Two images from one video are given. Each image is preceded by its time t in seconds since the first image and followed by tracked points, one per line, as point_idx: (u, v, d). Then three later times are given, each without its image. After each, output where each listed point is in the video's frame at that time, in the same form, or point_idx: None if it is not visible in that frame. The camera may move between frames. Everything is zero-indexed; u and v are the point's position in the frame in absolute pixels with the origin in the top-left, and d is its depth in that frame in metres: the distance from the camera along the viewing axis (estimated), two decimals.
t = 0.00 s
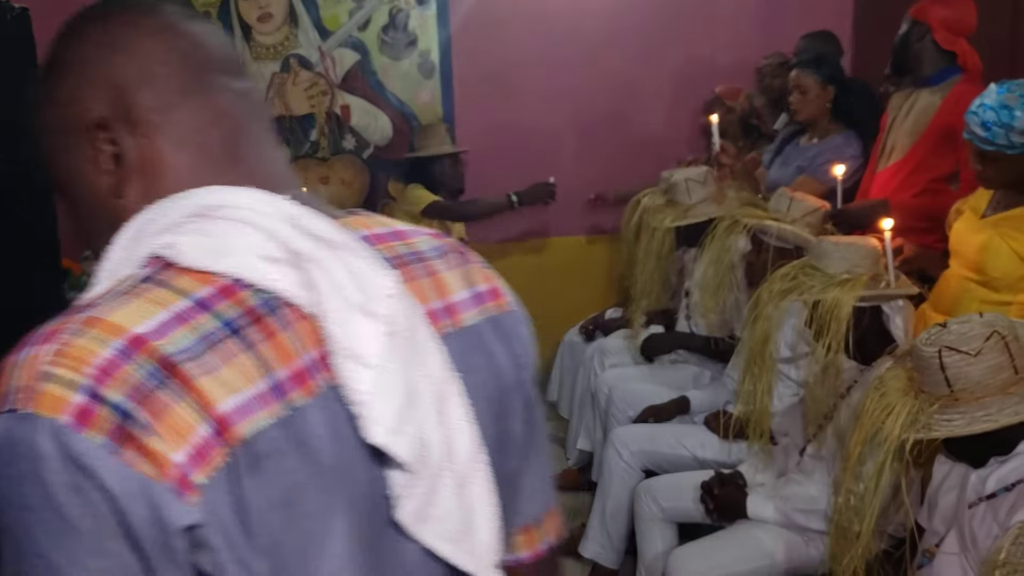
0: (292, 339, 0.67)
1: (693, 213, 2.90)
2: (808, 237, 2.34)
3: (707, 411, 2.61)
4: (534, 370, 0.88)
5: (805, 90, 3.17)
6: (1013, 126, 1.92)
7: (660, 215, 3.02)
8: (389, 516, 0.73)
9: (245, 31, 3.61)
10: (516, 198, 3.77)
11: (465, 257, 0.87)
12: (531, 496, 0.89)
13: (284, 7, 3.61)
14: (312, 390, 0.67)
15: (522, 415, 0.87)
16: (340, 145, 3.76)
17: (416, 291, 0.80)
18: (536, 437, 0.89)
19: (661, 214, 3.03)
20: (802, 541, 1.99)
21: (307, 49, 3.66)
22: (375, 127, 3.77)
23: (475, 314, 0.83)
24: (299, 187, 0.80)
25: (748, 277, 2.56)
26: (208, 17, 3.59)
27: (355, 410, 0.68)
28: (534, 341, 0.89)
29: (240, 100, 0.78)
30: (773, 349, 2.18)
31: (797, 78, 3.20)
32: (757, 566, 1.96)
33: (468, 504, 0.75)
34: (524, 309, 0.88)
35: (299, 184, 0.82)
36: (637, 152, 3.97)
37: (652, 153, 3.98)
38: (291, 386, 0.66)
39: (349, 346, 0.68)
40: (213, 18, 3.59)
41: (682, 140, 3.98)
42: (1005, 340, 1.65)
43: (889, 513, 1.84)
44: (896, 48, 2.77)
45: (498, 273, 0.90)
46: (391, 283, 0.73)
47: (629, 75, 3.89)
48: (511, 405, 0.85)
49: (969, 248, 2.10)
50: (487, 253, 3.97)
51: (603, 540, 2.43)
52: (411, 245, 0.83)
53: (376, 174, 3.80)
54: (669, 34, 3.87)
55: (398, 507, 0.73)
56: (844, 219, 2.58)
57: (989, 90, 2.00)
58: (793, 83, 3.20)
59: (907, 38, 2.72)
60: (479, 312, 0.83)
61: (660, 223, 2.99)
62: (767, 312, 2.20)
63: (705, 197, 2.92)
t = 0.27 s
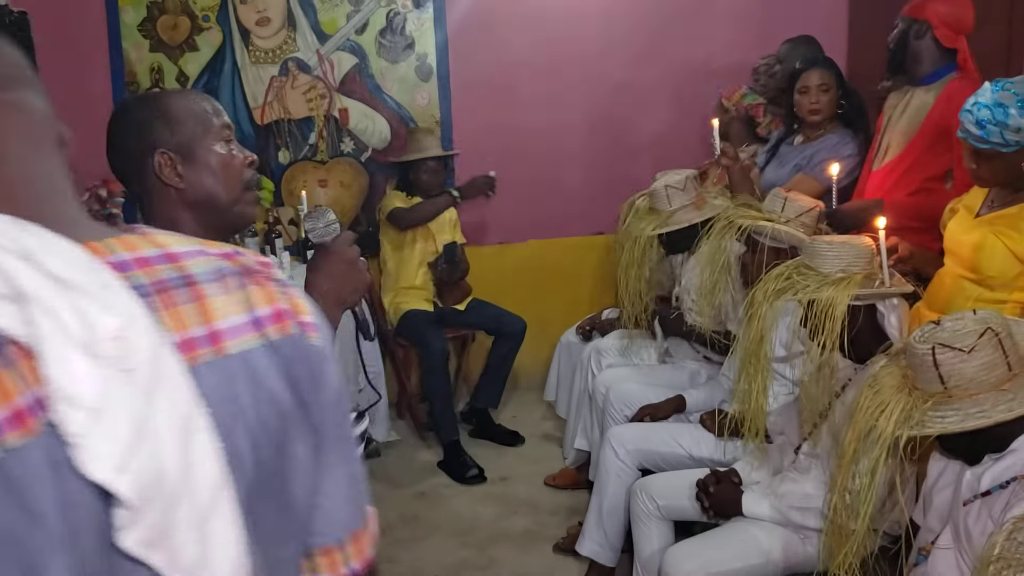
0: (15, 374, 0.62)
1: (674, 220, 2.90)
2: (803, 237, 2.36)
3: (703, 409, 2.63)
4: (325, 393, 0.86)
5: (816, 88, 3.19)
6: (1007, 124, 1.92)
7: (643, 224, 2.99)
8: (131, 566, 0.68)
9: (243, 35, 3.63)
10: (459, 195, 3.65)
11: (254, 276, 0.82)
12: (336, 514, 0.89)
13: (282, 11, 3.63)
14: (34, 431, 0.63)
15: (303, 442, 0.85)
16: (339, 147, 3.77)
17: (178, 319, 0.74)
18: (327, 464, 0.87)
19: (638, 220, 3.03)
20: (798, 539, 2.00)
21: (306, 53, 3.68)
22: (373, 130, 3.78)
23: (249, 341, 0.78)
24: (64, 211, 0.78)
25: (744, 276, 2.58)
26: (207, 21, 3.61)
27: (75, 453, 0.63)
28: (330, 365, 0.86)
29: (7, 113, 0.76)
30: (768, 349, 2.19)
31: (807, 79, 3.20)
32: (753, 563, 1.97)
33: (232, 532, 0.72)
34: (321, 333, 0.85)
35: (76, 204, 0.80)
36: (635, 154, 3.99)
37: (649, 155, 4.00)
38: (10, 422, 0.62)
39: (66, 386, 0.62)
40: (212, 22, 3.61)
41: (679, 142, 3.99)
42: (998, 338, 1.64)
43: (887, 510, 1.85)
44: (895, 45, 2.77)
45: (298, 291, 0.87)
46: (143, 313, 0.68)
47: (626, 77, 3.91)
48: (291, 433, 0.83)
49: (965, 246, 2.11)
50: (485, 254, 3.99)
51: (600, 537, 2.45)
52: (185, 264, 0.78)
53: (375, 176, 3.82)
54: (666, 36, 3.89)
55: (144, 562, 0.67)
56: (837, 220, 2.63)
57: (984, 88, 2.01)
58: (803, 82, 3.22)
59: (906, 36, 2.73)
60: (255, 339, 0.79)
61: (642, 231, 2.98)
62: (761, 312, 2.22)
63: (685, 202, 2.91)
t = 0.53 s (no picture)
0: None
1: (666, 232, 2.91)
2: (800, 236, 2.36)
3: (701, 408, 2.64)
4: (192, 381, 0.75)
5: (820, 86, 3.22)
6: (1007, 121, 1.93)
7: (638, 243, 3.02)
8: None
9: (241, 34, 3.63)
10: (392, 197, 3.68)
11: (102, 255, 0.71)
12: (213, 496, 0.79)
13: (280, 11, 3.63)
14: None
15: (163, 434, 0.72)
16: (337, 147, 3.78)
17: (4, 295, 0.63)
18: (198, 447, 0.77)
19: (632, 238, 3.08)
20: (795, 536, 2.01)
21: (304, 52, 3.69)
22: (371, 130, 3.79)
23: (89, 319, 0.67)
24: None
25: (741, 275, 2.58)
26: (206, 21, 3.61)
27: None
28: (193, 350, 0.74)
29: None
30: (767, 348, 2.19)
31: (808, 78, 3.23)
32: (752, 562, 1.96)
33: (79, 525, 0.61)
34: (179, 314, 0.73)
35: None
36: (633, 153, 4.00)
37: (647, 154, 4.00)
38: None
39: None
40: (211, 21, 3.61)
41: (677, 141, 4.00)
42: (1006, 332, 1.62)
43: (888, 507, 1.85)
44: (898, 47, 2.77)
45: (156, 269, 0.75)
46: None
47: (624, 76, 3.91)
48: (147, 425, 0.71)
49: (964, 244, 2.11)
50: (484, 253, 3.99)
51: (598, 536, 2.45)
52: (20, 246, 0.67)
53: (373, 176, 3.83)
54: (664, 35, 3.90)
55: None
56: (834, 221, 2.67)
57: (983, 85, 2.01)
58: (806, 79, 3.23)
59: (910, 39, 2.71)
60: (95, 316, 0.68)
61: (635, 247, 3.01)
62: (760, 311, 2.22)
63: (673, 211, 2.96)
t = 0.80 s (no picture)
0: None
1: (669, 234, 2.93)
2: (802, 236, 2.36)
3: (705, 408, 2.66)
4: (136, 394, 0.89)
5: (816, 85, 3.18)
6: (1011, 121, 1.94)
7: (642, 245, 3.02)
8: None
9: (245, 35, 3.64)
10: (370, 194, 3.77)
11: (67, 268, 0.84)
12: (153, 500, 0.93)
13: (284, 11, 3.65)
14: None
15: (106, 442, 0.86)
16: (341, 147, 3.79)
17: None
18: (145, 452, 0.92)
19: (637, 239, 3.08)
20: (800, 535, 2.01)
21: (308, 53, 3.70)
22: (375, 130, 3.80)
23: (44, 327, 0.80)
24: None
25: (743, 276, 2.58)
26: (209, 22, 3.62)
27: None
28: (144, 364, 0.89)
29: None
30: (770, 350, 2.20)
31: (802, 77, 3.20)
32: (755, 560, 1.98)
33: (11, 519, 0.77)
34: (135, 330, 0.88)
35: None
36: (635, 153, 4.01)
37: (650, 155, 4.02)
38: None
39: None
40: (215, 22, 3.62)
41: (679, 142, 4.01)
42: (1014, 329, 1.67)
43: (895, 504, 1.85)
44: (910, 55, 2.75)
45: (123, 283, 0.90)
46: None
47: (626, 77, 3.93)
48: (91, 429, 0.84)
49: (968, 244, 2.12)
50: (487, 253, 4.00)
51: (601, 535, 2.46)
52: None
53: (377, 176, 3.84)
54: (667, 37, 3.91)
55: None
56: (836, 220, 2.68)
57: (987, 85, 2.01)
58: (800, 78, 3.21)
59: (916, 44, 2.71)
60: (51, 325, 0.80)
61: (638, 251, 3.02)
62: (763, 313, 2.22)
63: (676, 214, 2.97)
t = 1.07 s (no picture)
0: None
1: (678, 230, 2.91)
2: (808, 236, 2.38)
3: (710, 408, 2.67)
4: (118, 371, 0.88)
5: (811, 87, 3.19)
6: (1017, 120, 1.95)
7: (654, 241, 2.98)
8: None
9: (252, 35, 3.65)
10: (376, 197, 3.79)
11: (56, 253, 0.84)
12: (132, 474, 0.92)
13: (290, 12, 3.66)
14: None
15: (89, 416, 0.86)
16: (347, 148, 3.81)
17: None
18: (126, 427, 0.91)
19: (648, 232, 3.05)
20: (807, 535, 2.03)
21: (314, 54, 3.71)
22: (381, 131, 3.82)
23: (33, 309, 0.80)
24: None
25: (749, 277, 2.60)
26: (217, 23, 3.62)
27: None
28: (128, 343, 0.88)
29: None
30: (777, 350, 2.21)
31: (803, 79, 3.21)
32: (762, 559, 2.00)
33: None
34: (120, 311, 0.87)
35: None
36: (639, 154, 4.03)
37: (654, 156, 4.04)
38: None
39: None
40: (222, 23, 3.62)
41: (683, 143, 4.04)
42: None
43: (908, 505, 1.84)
44: (919, 58, 2.72)
45: (109, 265, 0.89)
46: None
47: (630, 78, 3.94)
48: (73, 404, 0.84)
49: (976, 245, 2.14)
50: (491, 253, 4.00)
51: (607, 535, 2.47)
52: None
53: (382, 176, 3.85)
54: (671, 38, 3.93)
55: None
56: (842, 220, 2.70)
57: (996, 84, 2.02)
58: (798, 80, 3.23)
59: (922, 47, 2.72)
60: (40, 307, 0.80)
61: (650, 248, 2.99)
62: (770, 314, 2.24)
63: (688, 210, 2.92)
